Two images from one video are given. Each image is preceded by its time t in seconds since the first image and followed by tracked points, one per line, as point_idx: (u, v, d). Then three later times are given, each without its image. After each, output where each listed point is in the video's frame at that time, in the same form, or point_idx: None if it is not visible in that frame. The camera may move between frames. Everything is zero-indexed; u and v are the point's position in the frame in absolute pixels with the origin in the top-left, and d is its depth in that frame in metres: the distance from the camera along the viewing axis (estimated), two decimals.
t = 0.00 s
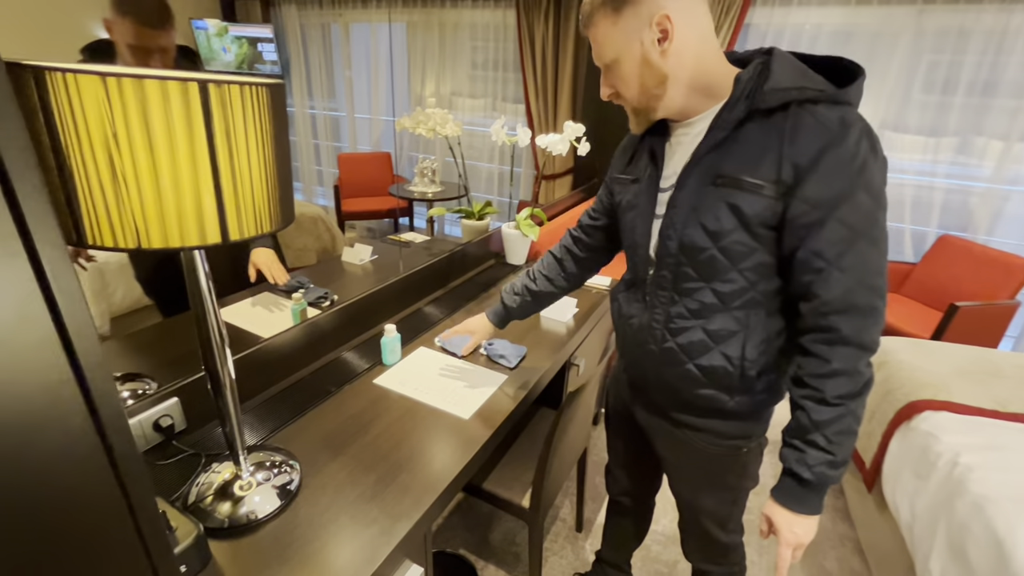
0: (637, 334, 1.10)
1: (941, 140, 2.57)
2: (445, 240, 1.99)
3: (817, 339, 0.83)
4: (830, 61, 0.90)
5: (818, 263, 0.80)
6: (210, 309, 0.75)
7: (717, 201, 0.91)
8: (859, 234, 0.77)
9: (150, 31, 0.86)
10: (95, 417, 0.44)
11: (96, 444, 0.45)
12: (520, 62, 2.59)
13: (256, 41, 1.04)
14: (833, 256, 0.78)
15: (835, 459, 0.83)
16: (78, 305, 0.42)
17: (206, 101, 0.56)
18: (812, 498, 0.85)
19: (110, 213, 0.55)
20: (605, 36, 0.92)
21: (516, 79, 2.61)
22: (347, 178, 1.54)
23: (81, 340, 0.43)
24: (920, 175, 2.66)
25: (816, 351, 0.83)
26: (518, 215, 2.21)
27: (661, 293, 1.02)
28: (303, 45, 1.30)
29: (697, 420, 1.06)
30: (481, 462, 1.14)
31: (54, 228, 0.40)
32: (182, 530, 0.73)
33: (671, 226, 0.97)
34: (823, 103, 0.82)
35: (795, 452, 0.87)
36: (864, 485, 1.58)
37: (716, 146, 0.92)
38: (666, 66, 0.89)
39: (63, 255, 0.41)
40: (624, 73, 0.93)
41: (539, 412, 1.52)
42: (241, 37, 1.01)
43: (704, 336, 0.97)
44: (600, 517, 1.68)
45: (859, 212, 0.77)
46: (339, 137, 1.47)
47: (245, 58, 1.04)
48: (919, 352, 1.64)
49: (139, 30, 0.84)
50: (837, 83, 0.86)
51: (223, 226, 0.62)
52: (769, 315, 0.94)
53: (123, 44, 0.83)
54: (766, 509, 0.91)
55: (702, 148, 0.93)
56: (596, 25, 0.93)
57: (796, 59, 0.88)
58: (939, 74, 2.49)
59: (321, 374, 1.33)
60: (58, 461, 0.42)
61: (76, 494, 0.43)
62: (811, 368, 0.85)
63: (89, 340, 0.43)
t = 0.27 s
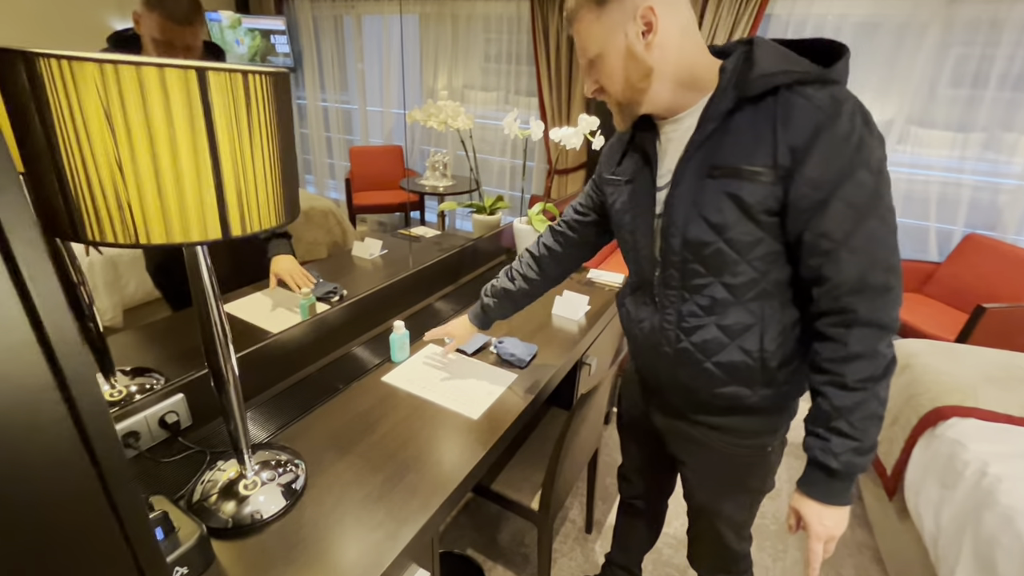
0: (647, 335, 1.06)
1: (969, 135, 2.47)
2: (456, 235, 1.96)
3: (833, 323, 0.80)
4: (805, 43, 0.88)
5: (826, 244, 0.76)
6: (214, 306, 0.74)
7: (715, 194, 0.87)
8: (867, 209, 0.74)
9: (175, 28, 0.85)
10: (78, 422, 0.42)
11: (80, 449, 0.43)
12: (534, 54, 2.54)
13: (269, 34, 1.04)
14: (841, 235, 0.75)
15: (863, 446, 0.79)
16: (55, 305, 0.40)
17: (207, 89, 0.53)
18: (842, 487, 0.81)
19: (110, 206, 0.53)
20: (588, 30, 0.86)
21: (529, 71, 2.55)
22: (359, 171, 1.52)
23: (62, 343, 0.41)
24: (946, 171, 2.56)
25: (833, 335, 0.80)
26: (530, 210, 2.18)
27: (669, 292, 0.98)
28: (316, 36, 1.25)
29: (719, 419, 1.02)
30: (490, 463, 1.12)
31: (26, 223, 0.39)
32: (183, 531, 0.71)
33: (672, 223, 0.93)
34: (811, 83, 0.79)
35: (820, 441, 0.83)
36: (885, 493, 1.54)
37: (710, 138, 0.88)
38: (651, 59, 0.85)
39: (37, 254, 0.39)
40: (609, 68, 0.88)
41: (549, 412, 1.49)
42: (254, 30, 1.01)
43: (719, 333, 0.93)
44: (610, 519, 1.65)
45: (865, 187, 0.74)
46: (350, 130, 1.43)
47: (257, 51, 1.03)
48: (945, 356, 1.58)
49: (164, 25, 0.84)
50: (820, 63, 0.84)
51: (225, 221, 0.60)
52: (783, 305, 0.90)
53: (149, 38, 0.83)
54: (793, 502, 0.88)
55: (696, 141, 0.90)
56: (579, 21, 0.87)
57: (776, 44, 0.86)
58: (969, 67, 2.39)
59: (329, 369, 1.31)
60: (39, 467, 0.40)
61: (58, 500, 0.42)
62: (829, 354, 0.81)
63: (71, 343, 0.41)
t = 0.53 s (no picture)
0: (656, 338, 1.03)
1: (997, 132, 2.38)
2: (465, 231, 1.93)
3: (846, 321, 0.75)
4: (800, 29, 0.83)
5: (835, 240, 0.72)
6: (213, 305, 0.71)
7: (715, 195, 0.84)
8: (875, 200, 0.70)
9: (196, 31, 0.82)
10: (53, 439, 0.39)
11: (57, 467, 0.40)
12: (546, 46, 2.49)
13: (278, 26, 1.04)
14: (850, 229, 0.71)
15: (884, 447, 0.75)
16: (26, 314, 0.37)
17: (202, 77, 0.51)
18: (866, 490, 0.77)
19: (106, 202, 0.51)
20: (573, 48, 0.88)
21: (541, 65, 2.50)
22: (368, 166, 1.49)
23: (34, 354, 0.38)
24: (972, 168, 2.48)
25: (847, 333, 0.75)
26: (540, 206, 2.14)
27: (676, 295, 0.94)
28: (326, 29, 1.22)
29: (737, 421, 0.98)
30: (497, 466, 1.09)
31: None
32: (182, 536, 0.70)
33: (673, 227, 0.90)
34: (809, 74, 0.75)
35: (837, 443, 0.79)
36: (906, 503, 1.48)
37: (706, 136, 0.84)
38: (631, 72, 0.83)
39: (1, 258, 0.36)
40: (594, 83, 0.89)
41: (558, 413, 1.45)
42: (265, 22, 0.99)
43: (730, 334, 0.89)
44: (619, 522, 1.62)
45: (872, 177, 0.69)
46: (361, 124, 1.41)
47: (267, 44, 1.02)
48: (971, 361, 1.52)
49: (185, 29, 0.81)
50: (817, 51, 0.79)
51: (224, 218, 0.57)
52: (796, 302, 0.86)
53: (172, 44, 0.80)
54: (811, 505, 0.84)
55: (693, 139, 0.86)
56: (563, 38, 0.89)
57: (771, 34, 0.81)
58: (998, 60, 2.30)
59: (335, 368, 1.29)
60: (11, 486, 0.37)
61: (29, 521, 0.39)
62: (844, 352, 0.77)
63: (43, 354, 0.38)
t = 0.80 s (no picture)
0: (662, 337, 1.01)
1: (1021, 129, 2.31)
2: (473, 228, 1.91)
3: (843, 328, 0.72)
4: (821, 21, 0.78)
5: (832, 247, 0.69)
6: (214, 305, 0.70)
7: (713, 195, 0.81)
8: (879, 206, 0.65)
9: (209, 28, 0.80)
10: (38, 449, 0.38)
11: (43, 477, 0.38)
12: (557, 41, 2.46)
13: (288, 20, 1.02)
14: (849, 237, 0.67)
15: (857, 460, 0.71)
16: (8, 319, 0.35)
17: (202, 71, 0.49)
18: (835, 500, 0.73)
19: (106, 202, 0.49)
20: (581, 44, 0.85)
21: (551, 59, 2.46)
22: (376, 161, 1.48)
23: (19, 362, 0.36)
24: (993, 166, 2.42)
25: (841, 341, 0.72)
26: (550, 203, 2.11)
27: (678, 296, 0.92)
28: (335, 24, 1.19)
29: (741, 424, 0.95)
30: (505, 469, 1.07)
31: None
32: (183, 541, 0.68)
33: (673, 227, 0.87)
34: (817, 73, 0.71)
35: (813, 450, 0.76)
36: (923, 511, 1.45)
37: (709, 135, 0.81)
38: (644, 67, 0.80)
39: None
40: (604, 79, 0.86)
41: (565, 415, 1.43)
42: (273, 16, 0.97)
43: (729, 336, 0.87)
44: (628, 524, 1.60)
45: (877, 182, 0.65)
46: (369, 119, 1.39)
47: (276, 38, 1.00)
48: (992, 365, 1.47)
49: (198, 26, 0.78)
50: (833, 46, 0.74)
51: (226, 217, 0.55)
52: (801, 307, 0.82)
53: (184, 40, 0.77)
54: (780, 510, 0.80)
55: (695, 138, 0.83)
56: (570, 33, 0.86)
57: (784, 27, 0.77)
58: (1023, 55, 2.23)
59: (342, 367, 1.27)
60: None
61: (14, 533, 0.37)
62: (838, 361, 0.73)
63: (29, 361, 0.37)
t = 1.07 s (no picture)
0: (670, 336, 1.00)
1: None
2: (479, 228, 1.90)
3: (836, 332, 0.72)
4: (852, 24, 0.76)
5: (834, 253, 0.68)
6: (224, 307, 0.70)
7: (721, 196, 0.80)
8: (882, 216, 0.64)
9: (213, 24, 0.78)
10: (46, 456, 0.37)
11: (50, 483, 0.38)
12: (564, 39, 2.44)
13: (295, 19, 1.02)
14: (850, 245, 0.66)
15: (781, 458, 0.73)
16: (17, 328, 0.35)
17: (211, 76, 0.48)
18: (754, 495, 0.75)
19: (117, 207, 0.49)
20: (608, 29, 0.77)
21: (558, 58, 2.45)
22: (382, 159, 1.47)
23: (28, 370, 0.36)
24: (1007, 166, 2.38)
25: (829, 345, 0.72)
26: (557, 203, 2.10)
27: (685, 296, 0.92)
28: (342, 22, 1.19)
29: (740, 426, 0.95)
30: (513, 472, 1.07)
31: None
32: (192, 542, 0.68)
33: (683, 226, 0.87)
34: (836, 78, 0.70)
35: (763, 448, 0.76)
36: (935, 516, 1.43)
37: (723, 135, 0.80)
38: (677, 56, 0.75)
39: None
40: (632, 70, 0.79)
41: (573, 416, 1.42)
42: (281, 15, 0.97)
43: (734, 336, 0.86)
44: (634, 526, 1.60)
45: (883, 190, 0.64)
46: (375, 117, 1.38)
47: (285, 36, 1.00)
48: (1007, 369, 1.45)
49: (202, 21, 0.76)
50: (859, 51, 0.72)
51: (236, 222, 0.55)
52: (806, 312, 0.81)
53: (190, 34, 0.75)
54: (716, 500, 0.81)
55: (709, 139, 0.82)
56: (596, 18, 0.78)
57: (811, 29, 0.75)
58: None
59: (349, 367, 1.26)
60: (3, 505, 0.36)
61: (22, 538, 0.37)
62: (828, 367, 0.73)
63: (37, 369, 0.36)
